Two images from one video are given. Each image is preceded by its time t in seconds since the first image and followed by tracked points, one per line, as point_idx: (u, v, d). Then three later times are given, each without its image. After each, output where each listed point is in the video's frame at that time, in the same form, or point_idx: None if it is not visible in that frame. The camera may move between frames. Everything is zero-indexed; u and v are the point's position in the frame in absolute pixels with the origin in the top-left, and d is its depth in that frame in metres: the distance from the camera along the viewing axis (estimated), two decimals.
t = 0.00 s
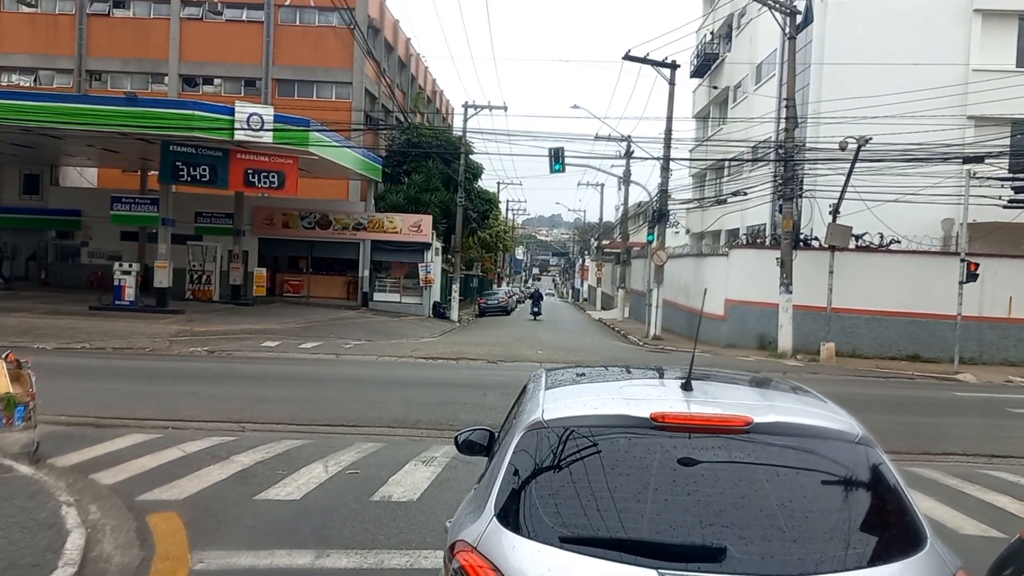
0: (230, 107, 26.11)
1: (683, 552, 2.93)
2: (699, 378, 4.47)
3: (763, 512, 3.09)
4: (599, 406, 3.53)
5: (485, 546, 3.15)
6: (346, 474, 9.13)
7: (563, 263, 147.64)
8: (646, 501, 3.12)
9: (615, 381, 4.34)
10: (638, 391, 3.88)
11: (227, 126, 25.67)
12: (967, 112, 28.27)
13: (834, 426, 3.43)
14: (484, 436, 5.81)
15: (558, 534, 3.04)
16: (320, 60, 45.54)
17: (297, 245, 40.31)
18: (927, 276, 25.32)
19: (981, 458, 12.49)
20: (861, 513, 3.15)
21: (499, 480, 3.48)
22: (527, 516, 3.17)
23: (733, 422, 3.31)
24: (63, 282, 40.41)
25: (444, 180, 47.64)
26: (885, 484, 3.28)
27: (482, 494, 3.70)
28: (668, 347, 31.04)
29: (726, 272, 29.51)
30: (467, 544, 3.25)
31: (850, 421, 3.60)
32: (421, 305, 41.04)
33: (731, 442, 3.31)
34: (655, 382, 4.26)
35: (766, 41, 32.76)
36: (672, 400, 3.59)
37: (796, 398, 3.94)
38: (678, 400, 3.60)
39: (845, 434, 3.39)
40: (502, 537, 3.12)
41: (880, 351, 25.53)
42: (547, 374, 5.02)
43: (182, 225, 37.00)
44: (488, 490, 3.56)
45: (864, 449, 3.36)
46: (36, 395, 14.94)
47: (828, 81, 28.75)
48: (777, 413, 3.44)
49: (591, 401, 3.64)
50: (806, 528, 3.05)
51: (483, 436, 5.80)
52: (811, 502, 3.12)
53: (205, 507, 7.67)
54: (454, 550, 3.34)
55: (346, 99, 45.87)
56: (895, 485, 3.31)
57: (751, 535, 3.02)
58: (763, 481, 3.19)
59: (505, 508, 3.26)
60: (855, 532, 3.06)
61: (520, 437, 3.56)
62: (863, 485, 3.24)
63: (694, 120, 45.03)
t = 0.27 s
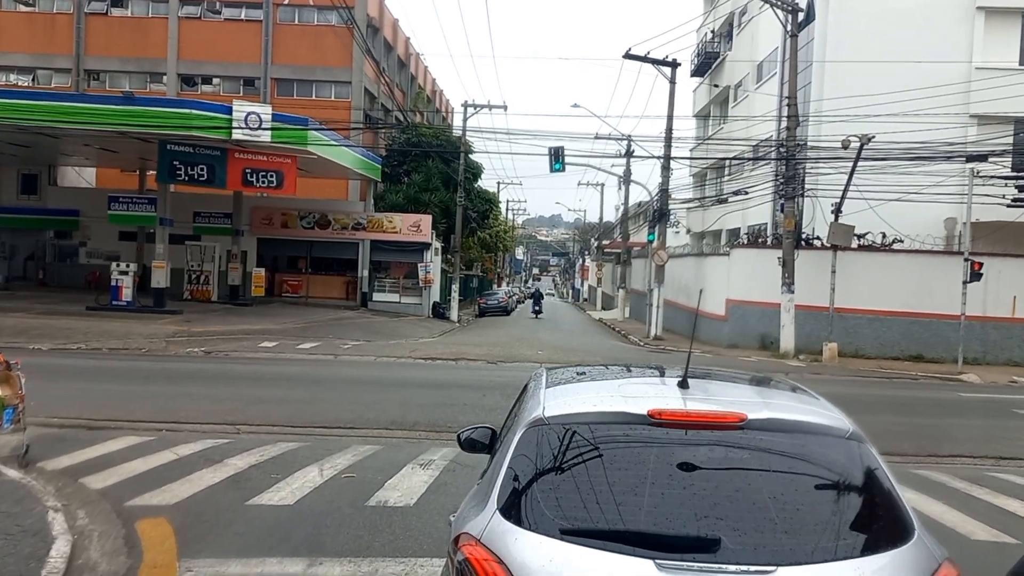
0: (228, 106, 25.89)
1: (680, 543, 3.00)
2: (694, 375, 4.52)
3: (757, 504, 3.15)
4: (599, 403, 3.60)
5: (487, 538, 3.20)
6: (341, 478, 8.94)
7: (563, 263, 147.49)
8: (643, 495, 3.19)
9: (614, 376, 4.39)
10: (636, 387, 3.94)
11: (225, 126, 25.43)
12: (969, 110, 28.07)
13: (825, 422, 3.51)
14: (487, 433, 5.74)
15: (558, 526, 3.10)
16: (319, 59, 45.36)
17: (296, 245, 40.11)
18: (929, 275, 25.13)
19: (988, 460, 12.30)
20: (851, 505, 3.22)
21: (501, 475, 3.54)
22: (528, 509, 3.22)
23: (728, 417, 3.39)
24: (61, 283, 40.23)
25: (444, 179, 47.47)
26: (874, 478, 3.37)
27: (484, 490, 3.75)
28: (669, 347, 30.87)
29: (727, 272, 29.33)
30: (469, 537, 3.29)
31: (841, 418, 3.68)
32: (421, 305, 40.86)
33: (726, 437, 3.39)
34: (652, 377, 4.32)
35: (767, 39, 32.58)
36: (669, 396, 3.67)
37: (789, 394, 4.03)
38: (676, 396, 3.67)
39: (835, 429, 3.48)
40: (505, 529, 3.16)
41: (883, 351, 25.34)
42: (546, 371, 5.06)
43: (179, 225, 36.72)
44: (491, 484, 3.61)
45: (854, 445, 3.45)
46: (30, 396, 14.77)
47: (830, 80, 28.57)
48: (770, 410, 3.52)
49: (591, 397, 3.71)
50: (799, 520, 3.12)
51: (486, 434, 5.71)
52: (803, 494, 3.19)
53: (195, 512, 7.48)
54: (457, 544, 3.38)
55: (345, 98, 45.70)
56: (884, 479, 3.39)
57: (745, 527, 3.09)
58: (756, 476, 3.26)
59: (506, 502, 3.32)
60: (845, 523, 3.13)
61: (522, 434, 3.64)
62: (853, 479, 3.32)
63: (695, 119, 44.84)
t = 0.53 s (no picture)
0: (226, 104, 25.62)
1: (677, 531, 3.14)
2: (689, 372, 4.67)
3: (750, 494, 3.31)
4: (599, 400, 3.76)
5: (493, 529, 3.31)
6: (336, 483, 8.69)
7: (564, 263, 147.25)
8: (641, 486, 3.35)
9: (612, 373, 4.53)
10: (634, 382, 4.09)
11: (223, 125, 25.16)
12: (974, 108, 27.81)
13: (815, 417, 3.69)
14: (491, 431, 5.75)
15: (560, 516, 3.23)
16: (318, 58, 45.11)
17: (296, 245, 39.89)
18: (934, 276, 24.87)
19: (997, 463, 12.06)
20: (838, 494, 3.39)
21: (505, 469, 3.67)
22: (531, 501, 3.36)
23: (723, 412, 3.56)
24: (59, 283, 40.04)
25: (444, 179, 47.25)
26: (862, 469, 3.54)
27: (488, 483, 3.88)
28: (671, 347, 30.63)
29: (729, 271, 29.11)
30: (474, 528, 3.39)
31: (830, 413, 3.86)
32: (421, 305, 40.64)
33: (721, 431, 3.56)
34: (649, 374, 4.47)
35: (770, 37, 32.35)
36: (666, 392, 3.83)
37: (781, 391, 4.20)
38: (672, 392, 3.84)
39: (823, 424, 3.65)
40: (509, 520, 3.28)
41: (887, 352, 25.10)
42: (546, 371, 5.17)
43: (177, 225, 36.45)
44: (494, 478, 3.74)
45: (843, 439, 3.62)
46: (23, 397, 14.54)
47: (833, 78, 28.31)
48: (763, 405, 3.69)
49: (591, 394, 3.87)
50: (790, 510, 3.27)
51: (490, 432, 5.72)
52: (794, 485, 3.36)
53: (185, 518, 7.25)
54: (461, 536, 3.49)
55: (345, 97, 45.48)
56: (871, 471, 3.56)
57: (739, 516, 3.24)
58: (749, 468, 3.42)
59: (510, 495, 3.44)
60: (835, 512, 3.29)
61: (525, 429, 3.78)
62: (842, 471, 3.49)
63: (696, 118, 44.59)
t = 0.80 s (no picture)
0: (222, 101, 25.41)
1: (672, 518, 3.36)
2: (686, 369, 4.87)
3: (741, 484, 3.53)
4: (600, 395, 3.99)
5: (498, 516, 3.52)
6: (329, 488, 8.41)
7: (563, 263, 146.96)
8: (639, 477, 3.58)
9: (612, 370, 4.73)
10: (632, 379, 4.31)
11: (219, 123, 24.95)
12: (978, 105, 27.56)
13: (804, 411, 3.92)
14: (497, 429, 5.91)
15: (562, 504, 3.45)
16: (317, 56, 44.84)
17: (294, 245, 39.61)
18: (938, 275, 24.63)
19: (1008, 466, 11.77)
20: (825, 483, 3.62)
21: (510, 461, 3.89)
22: (534, 491, 3.57)
23: (716, 405, 3.79)
24: (56, 282, 39.73)
25: (443, 178, 46.98)
26: (848, 460, 3.76)
27: (492, 474, 4.10)
28: (672, 347, 30.34)
29: (731, 271, 28.84)
30: (479, 516, 3.59)
31: (819, 407, 4.09)
32: (420, 304, 40.36)
33: (714, 424, 3.79)
34: (647, 370, 4.68)
35: (771, 34, 32.09)
36: (663, 388, 4.07)
37: (774, 386, 4.42)
38: (670, 387, 4.07)
39: (811, 417, 3.89)
40: (513, 509, 3.49)
41: (891, 352, 24.83)
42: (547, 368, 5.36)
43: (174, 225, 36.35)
44: (499, 468, 3.96)
45: (831, 433, 3.85)
46: (12, 399, 14.25)
47: (836, 75, 28.03)
48: (755, 400, 3.92)
49: (592, 390, 4.09)
50: (777, 498, 3.51)
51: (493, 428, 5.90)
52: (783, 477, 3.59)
53: (170, 526, 6.97)
54: (467, 522, 3.70)
55: (344, 96, 45.22)
56: (856, 462, 3.78)
57: (730, 504, 3.47)
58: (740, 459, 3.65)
59: (515, 485, 3.66)
60: (822, 500, 3.52)
61: (529, 422, 4.01)
62: (828, 461, 3.73)
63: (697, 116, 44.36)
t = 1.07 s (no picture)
0: (218, 99, 25.16)
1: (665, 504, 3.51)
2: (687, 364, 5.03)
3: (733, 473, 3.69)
4: (599, 390, 4.16)
5: (503, 502, 3.69)
6: (319, 495, 8.09)
7: (564, 263, 146.79)
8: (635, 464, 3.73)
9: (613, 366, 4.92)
10: (631, 375, 4.49)
11: (215, 121, 24.68)
12: (983, 102, 27.27)
13: (795, 406, 4.08)
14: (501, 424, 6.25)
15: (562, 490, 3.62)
16: (315, 55, 44.54)
17: (292, 244, 39.31)
18: (942, 275, 24.28)
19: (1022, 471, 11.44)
20: (814, 473, 3.76)
21: (513, 450, 4.07)
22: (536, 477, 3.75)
23: (710, 399, 3.95)
24: (52, 282, 39.45)
25: (442, 177, 46.66)
26: (835, 450, 3.91)
27: (496, 464, 4.29)
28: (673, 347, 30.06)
29: (733, 270, 28.57)
30: (486, 504, 3.76)
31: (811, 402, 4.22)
32: (419, 304, 40.03)
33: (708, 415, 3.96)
34: (648, 366, 4.85)
35: (773, 32, 31.85)
36: (660, 383, 4.24)
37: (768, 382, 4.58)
38: (666, 382, 4.24)
39: (801, 411, 4.03)
40: (515, 497, 3.66)
41: (895, 352, 24.52)
42: (555, 364, 5.52)
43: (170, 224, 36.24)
44: (504, 460, 4.13)
45: (819, 425, 4.01)
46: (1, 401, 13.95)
47: (839, 72, 27.73)
48: (748, 394, 4.09)
49: (591, 386, 4.26)
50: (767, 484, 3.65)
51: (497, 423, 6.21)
52: (774, 465, 3.75)
53: (152, 537, 6.66)
54: (475, 508, 3.88)
55: (342, 94, 44.95)
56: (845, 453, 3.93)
57: (723, 491, 3.63)
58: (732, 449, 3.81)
59: (518, 475, 3.83)
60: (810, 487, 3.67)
61: (532, 415, 4.19)
62: (816, 452, 3.87)
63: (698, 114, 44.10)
